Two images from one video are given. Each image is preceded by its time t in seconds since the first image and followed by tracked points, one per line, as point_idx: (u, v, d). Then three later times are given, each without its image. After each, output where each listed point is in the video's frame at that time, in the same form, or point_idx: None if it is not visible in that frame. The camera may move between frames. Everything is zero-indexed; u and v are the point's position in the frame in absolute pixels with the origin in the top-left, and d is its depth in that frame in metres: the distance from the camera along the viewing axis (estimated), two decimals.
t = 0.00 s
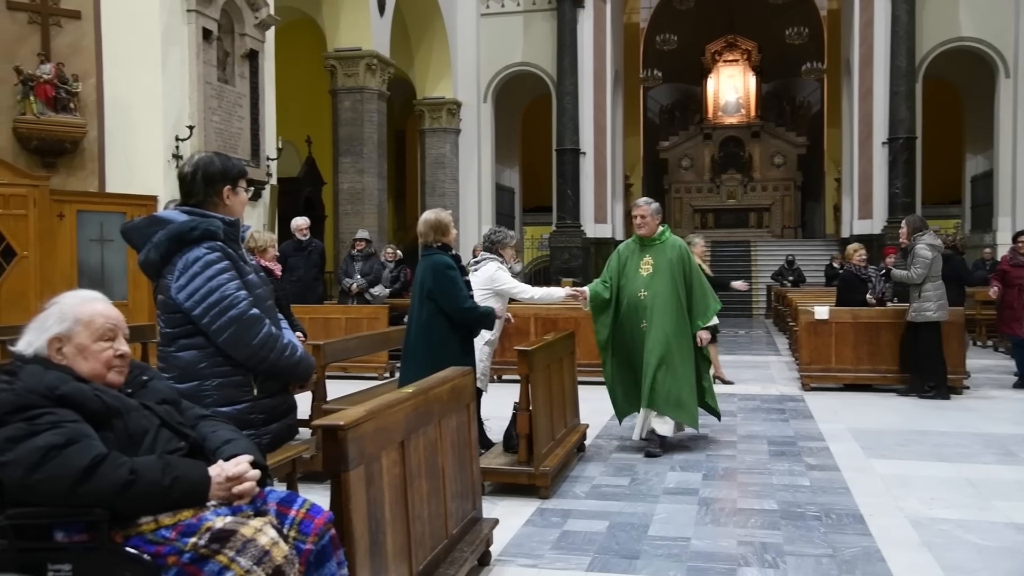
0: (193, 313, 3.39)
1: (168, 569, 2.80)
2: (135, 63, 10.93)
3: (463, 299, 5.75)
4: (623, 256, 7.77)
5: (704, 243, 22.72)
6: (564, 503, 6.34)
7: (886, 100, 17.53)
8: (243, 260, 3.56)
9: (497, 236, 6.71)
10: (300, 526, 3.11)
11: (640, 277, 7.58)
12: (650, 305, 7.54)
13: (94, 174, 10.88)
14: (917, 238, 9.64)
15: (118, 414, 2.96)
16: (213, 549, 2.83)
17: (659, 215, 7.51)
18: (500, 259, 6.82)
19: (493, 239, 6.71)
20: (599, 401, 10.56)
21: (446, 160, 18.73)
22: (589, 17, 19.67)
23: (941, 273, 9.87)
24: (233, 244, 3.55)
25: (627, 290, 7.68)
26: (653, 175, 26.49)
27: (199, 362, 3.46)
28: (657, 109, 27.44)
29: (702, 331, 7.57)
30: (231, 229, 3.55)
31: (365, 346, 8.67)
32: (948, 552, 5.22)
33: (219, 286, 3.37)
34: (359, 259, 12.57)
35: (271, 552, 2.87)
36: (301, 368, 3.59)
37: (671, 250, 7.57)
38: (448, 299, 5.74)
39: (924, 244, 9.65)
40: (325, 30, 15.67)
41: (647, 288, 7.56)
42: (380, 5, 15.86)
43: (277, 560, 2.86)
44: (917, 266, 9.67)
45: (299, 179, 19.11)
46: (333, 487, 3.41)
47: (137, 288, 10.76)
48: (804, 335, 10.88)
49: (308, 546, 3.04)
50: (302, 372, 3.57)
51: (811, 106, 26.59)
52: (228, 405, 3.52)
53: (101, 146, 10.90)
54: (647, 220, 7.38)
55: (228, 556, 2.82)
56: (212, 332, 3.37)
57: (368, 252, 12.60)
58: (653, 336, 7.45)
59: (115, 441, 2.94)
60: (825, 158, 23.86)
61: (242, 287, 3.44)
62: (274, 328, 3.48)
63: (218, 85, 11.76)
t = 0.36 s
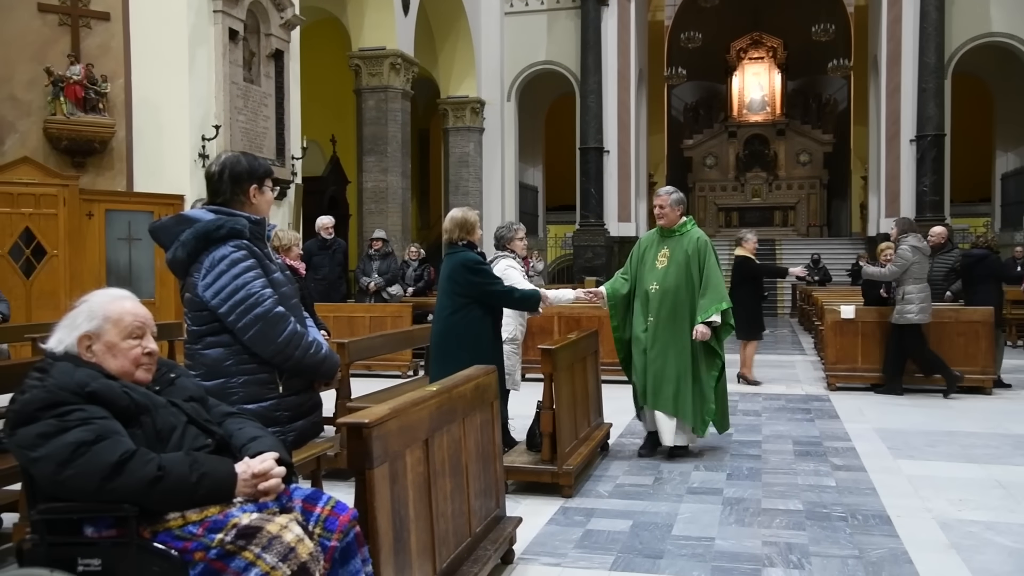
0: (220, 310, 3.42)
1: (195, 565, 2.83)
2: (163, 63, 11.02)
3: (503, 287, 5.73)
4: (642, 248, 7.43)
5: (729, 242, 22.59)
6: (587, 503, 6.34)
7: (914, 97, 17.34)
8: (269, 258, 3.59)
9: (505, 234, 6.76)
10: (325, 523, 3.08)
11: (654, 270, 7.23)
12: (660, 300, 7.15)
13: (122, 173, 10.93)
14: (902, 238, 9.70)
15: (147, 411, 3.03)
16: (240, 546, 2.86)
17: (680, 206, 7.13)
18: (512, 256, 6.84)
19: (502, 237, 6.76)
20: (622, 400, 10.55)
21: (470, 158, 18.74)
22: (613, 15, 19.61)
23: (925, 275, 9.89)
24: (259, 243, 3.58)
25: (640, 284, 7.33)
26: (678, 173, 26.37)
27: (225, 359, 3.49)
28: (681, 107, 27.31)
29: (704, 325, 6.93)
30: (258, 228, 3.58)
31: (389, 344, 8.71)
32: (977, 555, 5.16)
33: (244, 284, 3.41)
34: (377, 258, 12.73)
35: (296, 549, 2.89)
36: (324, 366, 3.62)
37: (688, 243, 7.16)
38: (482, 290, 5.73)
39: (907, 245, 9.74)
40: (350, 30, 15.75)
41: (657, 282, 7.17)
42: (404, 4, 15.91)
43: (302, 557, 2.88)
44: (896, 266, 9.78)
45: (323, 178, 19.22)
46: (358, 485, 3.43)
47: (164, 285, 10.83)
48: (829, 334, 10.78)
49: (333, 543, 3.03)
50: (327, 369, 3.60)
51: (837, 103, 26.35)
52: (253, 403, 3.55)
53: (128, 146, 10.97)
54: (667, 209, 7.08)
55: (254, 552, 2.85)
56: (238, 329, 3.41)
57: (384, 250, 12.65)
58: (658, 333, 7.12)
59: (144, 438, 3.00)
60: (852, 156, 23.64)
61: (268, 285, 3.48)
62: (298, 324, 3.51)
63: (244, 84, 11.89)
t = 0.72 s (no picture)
0: (244, 306, 3.45)
1: (220, 559, 2.83)
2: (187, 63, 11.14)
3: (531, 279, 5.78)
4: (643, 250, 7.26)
5: (751, 239, 22.48)
6: (608, 500, 6.34)
7: (939, 92, 17.18)
8: (293, 255, 3.61)
9: (521, 230, 6.75)
10: (348, 519, 3.12)
11: (658, 272, 7.06)
12: (667, 302, 7.00)
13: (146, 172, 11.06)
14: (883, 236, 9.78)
15: (173, 406, 3.03)
16: (264, 540, 2.88)
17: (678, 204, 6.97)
18: (528, 253, 6.84)
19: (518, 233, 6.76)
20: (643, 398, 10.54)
21: (491, 156, 18.75)
22: (634, 12, 19.55)
23: (912, 273, 9.83)
24: (282, 240, 3.60)
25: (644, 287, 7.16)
26: (699, 170, 26.27)
27: (249, 355, 3.52)
28: (703, 104, 27.17)
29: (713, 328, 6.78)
30: (281, 225, 3.60)
31: (410, 340, 8.75)
32: (1003, 555, 5.13)
33: (268, 282, 3.43)
34: (396, 256, 12.74)
35: (320, 544, 2.91)
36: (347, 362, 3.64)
37: (691, 242, 6.99)
38: (507, 286, 5.77)
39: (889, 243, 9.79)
40: (372, 29, 15.83)
41: (663, 284, 7.02)
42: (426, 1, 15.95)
43: (326, 552, 2.90)
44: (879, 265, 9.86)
45: (345, 175, 19.31)
46: (381, 480, 3.47)
47: (188, 282, 10.93)
48: (854, 332, 10.78)
49: (357, 538, 3.06)
50: (349, 366, 3.61)
51: (861, 99, 26.12)
52: (277, 398, 3.58)
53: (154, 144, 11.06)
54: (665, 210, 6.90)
55: (278, 547, 2.87)
56: (262, 326, 3.44)
57: (402, 248, 12.70)
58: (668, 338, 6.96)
59: (169, 433, 3.01)
60: (876, 152, 23.45)
61: (291, 282, 3.50)
62: (322, 320, 3.54)
63: (267, 83, 11.87)
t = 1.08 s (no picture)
0: (266, 301, 3.46)
1: (244, 552, 2.81)
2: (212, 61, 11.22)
3: (555, 279, 5.80)
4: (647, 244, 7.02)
5: (773, 235, 22.36)
6: (630, 495, 6.35)
7: (966, 86, 16.96)
8: (315, 251, 3.61)
9: (540, 225, 6.74)
10: (371, 513, 3.07)
11: (665, 266, 6.82)
12: (679, 297, 6.77)
13: (171, 169, 11.20)
14: (877, 233, 9.92)
15: (199, 401, 3.04)
16: (288, 534, 2.84)
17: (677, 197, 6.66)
18: (547, 248, 6.83)
19: (537, 228, 6.75)
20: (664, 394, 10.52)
21: (513, 152, 18.77)
22: (657, 7, 19.46)
23: (912, 265, 9.77)
24: (305, 236, 3.61)
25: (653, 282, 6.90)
26: (722, 165, 26.12)
27: (272, 350, 3.54)
28: (725, 99, 27.01)
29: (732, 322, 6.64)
30: (303, 220, 3.60)
31: (432, 336, 8.78)
32: None
33: (290, 277, 3.44)
34: (415, 252, 12.78)
35: (343, 538, 2.88)
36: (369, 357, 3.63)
37: (698, 232, 6.74)
38: (531, 283, 5.79)
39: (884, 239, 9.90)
40: (394, 25, 15.90)
41: (673, 278, 6.78)
42: None
43: (349, 546, 2.88)
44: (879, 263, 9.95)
45: (367, 171, 19.39)
46: (403, 475, 3.50)
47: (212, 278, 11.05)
48: (877, 329, 10.74)
49: (380, 532, 3.03)
50: (371, 363, 3.60)
51: (886, 94, 25.88)
52: (299, 393, 3.59)
53: (179, 140, 11.19)
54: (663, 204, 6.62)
55: (302, 541, 2.84)
56: (283, 321, 3.45)
57: (421, 243, 12.74)
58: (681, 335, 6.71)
59: (195, 427, 3.01)
60: (901, 147, 23.23)
61: (313, 277, 3.50)
62: (344, 316, 3.54)
63: (290, 79, 11.84)
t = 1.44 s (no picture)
0: (282, 297, 3.46)
1: (264, 546, 2.79)
2: (230, 59, 11.27)
3: (567, 279, 5.78)
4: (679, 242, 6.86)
5: (791, 231, 22.21)
6: (647, 492, 6.35)
7: (989, 79, 16.75)
8: (332, 247, 3.61)
9: (556, 221, 6.73)
10: (388, 508, 3.10)
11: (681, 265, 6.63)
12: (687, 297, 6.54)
13: (190, 166, 11.26)
14: (892, 229, 9.80)
15: (218, 396, 3.05)
16: (307, 528, 2.83)
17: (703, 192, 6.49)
18: (564, 244, 6.80)
19: (553, 225, 6.74)
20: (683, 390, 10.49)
21: (530, 148, 18.74)
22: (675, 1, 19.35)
23: (927, 261, 9.65)
24: (322, 231, 3.60)
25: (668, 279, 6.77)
26: (740, 161, 25.96)
27: (289, 346, 3.54)
28: (744, 95, 26.84)
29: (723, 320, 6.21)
30: (320, 217, 3.60)
31: (450, 332, 8.80)
32: None
33: (307, 273, 3.43)
34: (430, 247, 12.83)
35: (361, 533, 2.87)
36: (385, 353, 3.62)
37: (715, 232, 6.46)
38: (545, 281, 5.78)
39: (899, 234, 9.78)
40: (412, 21, 15.91)
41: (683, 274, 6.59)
42: None
43: (368, 540, 2.86)
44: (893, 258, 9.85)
45: (385, 167, 19.41)
46: (421, 470, 3.51)
47: (231, 274, 11.14)
48: (897, 325, 10.64)
49: (398, 527, 3.05)
50: (387, 358, 3.61)
51: (907, 88, 25.64)
52: (316, 389, 3.60)
53: (199, 137, 11.26)
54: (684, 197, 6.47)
55: (320, 535, 2.83)
56: (300, 317, 3.44)
57: (436, 239, 12.76)
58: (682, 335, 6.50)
59: (215, 422, 3.02)
60: (922, 142, 22.99)
61: (330, 273, 3.49)
62: (360, 310, 3.55)
63: (308, 75, 11.88)
